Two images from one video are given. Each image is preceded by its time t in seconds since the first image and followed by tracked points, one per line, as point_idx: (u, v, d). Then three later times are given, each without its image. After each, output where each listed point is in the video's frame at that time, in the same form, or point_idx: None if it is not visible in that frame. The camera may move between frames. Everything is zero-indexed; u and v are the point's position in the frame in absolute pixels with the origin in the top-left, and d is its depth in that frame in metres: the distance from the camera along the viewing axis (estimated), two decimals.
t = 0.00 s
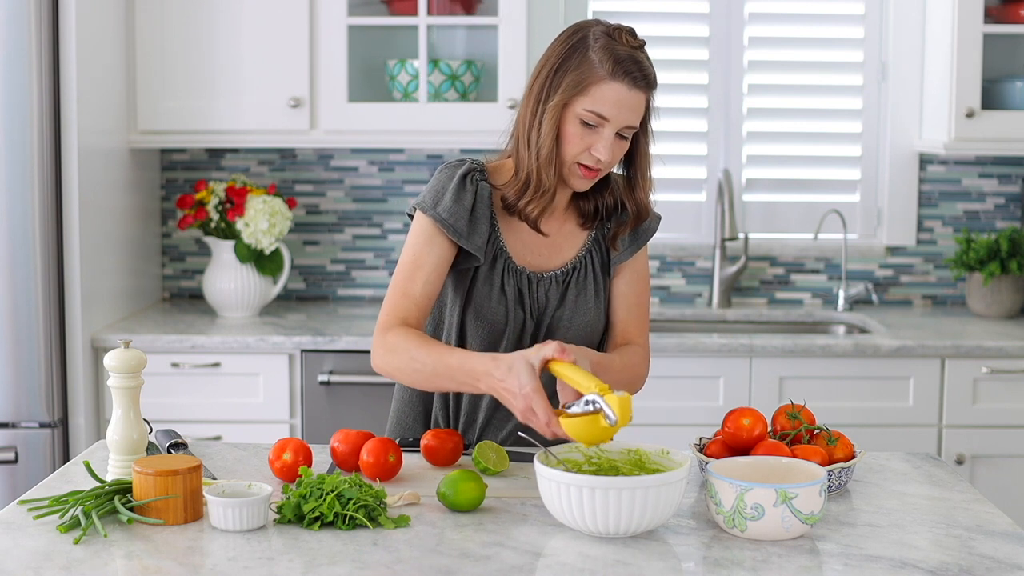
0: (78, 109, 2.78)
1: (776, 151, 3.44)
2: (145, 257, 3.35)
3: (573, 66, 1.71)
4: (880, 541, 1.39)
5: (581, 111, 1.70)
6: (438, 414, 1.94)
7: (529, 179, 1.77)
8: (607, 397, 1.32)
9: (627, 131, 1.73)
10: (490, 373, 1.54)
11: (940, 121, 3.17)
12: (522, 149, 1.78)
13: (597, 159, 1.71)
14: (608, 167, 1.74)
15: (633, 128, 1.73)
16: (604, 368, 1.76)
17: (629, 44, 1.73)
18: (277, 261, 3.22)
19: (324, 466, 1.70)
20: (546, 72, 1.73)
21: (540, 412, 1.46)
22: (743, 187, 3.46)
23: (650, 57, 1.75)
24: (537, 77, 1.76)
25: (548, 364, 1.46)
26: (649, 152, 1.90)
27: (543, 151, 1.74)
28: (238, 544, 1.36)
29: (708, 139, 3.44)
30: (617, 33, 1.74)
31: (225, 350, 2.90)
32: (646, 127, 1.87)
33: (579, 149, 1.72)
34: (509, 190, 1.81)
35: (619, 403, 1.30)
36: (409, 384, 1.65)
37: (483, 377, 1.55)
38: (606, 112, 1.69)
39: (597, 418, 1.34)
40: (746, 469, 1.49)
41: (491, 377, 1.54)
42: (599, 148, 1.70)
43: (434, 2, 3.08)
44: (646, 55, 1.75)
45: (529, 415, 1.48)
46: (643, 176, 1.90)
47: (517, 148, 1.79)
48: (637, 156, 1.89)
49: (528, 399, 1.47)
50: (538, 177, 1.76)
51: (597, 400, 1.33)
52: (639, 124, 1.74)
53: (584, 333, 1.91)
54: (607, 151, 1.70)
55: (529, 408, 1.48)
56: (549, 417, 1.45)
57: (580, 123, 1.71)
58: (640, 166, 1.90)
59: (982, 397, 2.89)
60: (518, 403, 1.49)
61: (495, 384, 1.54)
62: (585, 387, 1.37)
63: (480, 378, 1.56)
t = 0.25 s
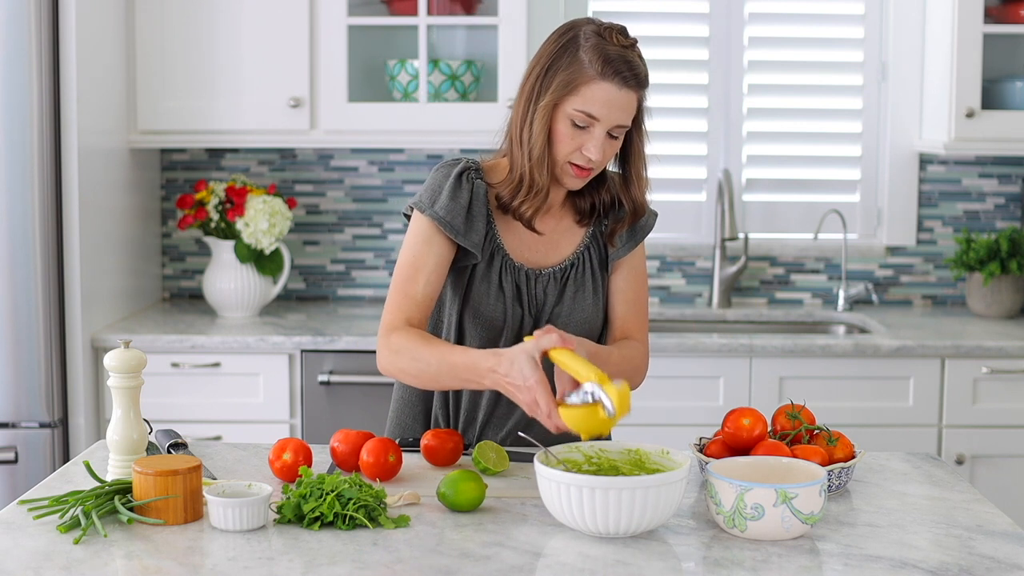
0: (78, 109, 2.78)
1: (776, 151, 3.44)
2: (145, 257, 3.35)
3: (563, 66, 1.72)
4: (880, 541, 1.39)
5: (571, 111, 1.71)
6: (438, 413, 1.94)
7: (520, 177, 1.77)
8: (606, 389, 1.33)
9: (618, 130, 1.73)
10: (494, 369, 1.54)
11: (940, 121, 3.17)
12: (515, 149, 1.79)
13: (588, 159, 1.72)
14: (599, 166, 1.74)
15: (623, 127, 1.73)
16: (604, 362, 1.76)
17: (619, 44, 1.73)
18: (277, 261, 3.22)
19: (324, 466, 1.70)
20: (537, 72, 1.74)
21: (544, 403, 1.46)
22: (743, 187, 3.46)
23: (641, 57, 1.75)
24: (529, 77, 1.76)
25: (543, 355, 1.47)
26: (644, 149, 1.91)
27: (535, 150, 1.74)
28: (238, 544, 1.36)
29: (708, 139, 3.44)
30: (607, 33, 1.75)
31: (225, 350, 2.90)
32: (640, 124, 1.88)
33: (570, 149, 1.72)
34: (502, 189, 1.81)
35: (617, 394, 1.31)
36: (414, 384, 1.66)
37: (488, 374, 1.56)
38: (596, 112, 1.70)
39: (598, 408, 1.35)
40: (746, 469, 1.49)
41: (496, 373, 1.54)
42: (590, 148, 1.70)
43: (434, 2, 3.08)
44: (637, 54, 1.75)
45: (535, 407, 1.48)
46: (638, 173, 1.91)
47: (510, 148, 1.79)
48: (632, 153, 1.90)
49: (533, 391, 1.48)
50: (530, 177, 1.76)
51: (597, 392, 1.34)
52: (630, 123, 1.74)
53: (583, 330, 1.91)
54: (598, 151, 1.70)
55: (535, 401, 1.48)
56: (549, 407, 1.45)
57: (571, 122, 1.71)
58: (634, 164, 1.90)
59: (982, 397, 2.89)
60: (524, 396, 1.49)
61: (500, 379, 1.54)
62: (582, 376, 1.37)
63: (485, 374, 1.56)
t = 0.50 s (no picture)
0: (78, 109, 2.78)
1: (776, 151, 3.44)
2: (145, 257, 3.35)
3: (556, 65, 1.72)
4: (879, 541, 1.39)
5: (565, 110, 1.71)
6: (437, 413, 1.94)
7: (516, 177, 1.77)
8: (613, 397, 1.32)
9: (613, 128, 1.73)
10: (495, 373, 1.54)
11: (940, 121, 3.17)
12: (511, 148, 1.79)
13: (584, 157, 1.71)
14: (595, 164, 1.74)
15: (618, 125, 1.73)
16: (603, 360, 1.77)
17: (612, 42, 1.73)
18: (277, 261, 3.22)
19: (324, 466, 1.70)
20: (531, 72, 1.74)
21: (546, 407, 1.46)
22: (743, 187, 3.46)
23: (635, 54, 1.75)
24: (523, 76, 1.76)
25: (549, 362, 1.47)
26: (638, 147, 1.91)
27: (530, 150, 1.74)
28: (238, 544, 1.36)
29: (708, 139, 3.44)
30: (600, 31, 1.74)
31: (225, 350, 2.90)
32: (634, 121, 1.88)
33: (566, 147, 1.72)
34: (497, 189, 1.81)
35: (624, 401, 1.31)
36: (416, 388, 1.66)
37: (491, 377, 1.55)
38: (590, 110, 1.69)
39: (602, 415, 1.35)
40: (746, 469, 1.49)
41: (498, 378, 1.54)
42: (585, 146, 1.70)
43: (434, 2, 3.08)
44: (630, 52, 1.75)
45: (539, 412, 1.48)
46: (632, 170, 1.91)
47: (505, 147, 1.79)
48: (627, 151, 1.90)
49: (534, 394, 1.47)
50: (526, 176, 1.76)
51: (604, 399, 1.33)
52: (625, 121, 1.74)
53: (582, 328, 1.91)
54: (593, 149, 1.70)
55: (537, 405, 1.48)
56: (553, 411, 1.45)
57: (565, 121, 1.71)
58: (629, 161, 1.90)
59: (982, 397, 2.89)
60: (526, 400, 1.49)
61: (503, 384, 1.54)
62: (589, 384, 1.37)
63: (488, 378, 1.56)
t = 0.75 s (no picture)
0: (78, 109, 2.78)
1: (776, 151, 3.44)
2: (145, 257, 3.35)
3: (553, 64, 1.72)
4: (880, 541, 1.39)
5: (564, 108, 1.71)
6: (437, 413, 1.94)
7: (515, 176, 1.77)
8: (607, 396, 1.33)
9: (612, 124, 1.73)
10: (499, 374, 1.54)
11: (940, 121, 3.17)
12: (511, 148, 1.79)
13: (584, 155, 1.72)
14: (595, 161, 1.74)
15: (617, 121, 1.73)
16: (605, 359, 1.76)
17: (609, 39, 1.73)
18: (277, 261, 3.22)
19: (324, 466, 1.70)
20: (529, 71, 1.74)
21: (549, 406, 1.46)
22: (743, 187, 3.46)
23: (632, 50, 1.75)
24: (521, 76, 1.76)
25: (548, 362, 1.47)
26: (636, 145, 1.92)
27: (530, 149, 1.74)
28: (238, 544, 1.36)
29: (708, 139, 3.44)
30: (596, 28, 1.75)
31: (225, 350, 2.90)
32: (632, 118, 1.88)
33: (565, 146, 1.72)
34: (496, 189, 1.81)
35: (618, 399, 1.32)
36: (419, 387, 1.66)
37: (494, 380, 1.55)
38: (589, 107, 1.70)
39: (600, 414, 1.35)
40: (745, 469, 1.49)
41: (502, 380, 1.54)
42: (585, 143, 1.70)
43: (434, 2, 3.08)
44: (627, 48, 1.75)
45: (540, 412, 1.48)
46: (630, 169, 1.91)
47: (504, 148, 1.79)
48: (624, 149, 1.90)
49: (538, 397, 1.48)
50: (526, 175, 1.76)
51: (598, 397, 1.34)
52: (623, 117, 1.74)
53: (583, 327, 1.91)
54: (593, 146, 1.70)
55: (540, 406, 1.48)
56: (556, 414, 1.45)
57: (564, 119, 1.71)
58: (626, 158, 1.91)
59: (982, 397, 2.89)
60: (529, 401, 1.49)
61: (506, 385, 1.54)
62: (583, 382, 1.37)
63: (491, 380, 1.56)
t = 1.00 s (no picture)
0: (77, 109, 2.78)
1: (776, 151, 3.44)
2: (145, 257, 3.35)
3: (550, 63, 1.72)
4: (880, 541, 1.39)
5: (562, 107, 1.71)
6: (437, 414, 1.94)
7: (517, 177, 1.78)
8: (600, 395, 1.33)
9: (611, 121, 1.73)
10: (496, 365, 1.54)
11: (940, 120, 3.17)
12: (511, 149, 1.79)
13: (585, 152, 1.71)
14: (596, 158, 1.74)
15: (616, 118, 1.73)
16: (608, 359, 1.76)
17: (604, 36, 1.73)
18: (277, 261, 3.22)
19: (324, 466, 1.70)
20: (525, 72, 1.74)
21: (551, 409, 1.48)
22: (743, 187, 3.46)
23: (627, 46, 1.75)
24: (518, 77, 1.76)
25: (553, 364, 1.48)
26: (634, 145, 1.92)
27: (530, 149, 1.74)
28: (238, 544, 1.36)
29: (708, 139, 3.44)
30: (590, 26, 1.75)
31: (225, 350, 2.90)
32: (630, 115, 1.89)
33: (566, 144, 1.72)
34: (497, 190, 1.81)
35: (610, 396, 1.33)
36: (417, 380, 1.66)
37: (490, 371, 1.55)
38: (588, 105, 1.69)
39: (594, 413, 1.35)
40: (746, 469, 1.49)
41: (498, 370, 1.54)
42: (585, 141, 1.70)
43: (434, 2, 3.08)
44: (622, 45, 1.75)
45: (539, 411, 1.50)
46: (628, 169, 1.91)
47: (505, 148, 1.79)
48: (622, 148, 1.91)
49: (539, 395, 1.48)
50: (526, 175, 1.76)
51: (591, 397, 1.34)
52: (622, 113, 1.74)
53: (584, 328, 1.91)
54: (593, 143, 1.70)
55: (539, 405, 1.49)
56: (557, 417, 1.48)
57: (563, 118, 1.71)
58: (625, 157, 1.91)
59: (982, 397, 2.89)
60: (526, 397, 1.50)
61: (503, 377, 1.54)
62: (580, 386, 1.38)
63: (487, 371, 1.56)
